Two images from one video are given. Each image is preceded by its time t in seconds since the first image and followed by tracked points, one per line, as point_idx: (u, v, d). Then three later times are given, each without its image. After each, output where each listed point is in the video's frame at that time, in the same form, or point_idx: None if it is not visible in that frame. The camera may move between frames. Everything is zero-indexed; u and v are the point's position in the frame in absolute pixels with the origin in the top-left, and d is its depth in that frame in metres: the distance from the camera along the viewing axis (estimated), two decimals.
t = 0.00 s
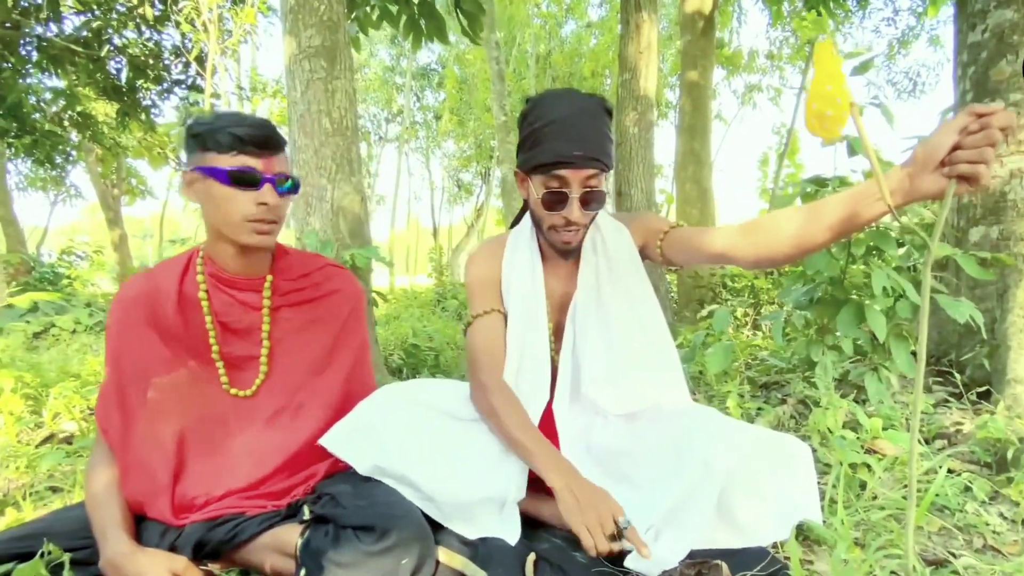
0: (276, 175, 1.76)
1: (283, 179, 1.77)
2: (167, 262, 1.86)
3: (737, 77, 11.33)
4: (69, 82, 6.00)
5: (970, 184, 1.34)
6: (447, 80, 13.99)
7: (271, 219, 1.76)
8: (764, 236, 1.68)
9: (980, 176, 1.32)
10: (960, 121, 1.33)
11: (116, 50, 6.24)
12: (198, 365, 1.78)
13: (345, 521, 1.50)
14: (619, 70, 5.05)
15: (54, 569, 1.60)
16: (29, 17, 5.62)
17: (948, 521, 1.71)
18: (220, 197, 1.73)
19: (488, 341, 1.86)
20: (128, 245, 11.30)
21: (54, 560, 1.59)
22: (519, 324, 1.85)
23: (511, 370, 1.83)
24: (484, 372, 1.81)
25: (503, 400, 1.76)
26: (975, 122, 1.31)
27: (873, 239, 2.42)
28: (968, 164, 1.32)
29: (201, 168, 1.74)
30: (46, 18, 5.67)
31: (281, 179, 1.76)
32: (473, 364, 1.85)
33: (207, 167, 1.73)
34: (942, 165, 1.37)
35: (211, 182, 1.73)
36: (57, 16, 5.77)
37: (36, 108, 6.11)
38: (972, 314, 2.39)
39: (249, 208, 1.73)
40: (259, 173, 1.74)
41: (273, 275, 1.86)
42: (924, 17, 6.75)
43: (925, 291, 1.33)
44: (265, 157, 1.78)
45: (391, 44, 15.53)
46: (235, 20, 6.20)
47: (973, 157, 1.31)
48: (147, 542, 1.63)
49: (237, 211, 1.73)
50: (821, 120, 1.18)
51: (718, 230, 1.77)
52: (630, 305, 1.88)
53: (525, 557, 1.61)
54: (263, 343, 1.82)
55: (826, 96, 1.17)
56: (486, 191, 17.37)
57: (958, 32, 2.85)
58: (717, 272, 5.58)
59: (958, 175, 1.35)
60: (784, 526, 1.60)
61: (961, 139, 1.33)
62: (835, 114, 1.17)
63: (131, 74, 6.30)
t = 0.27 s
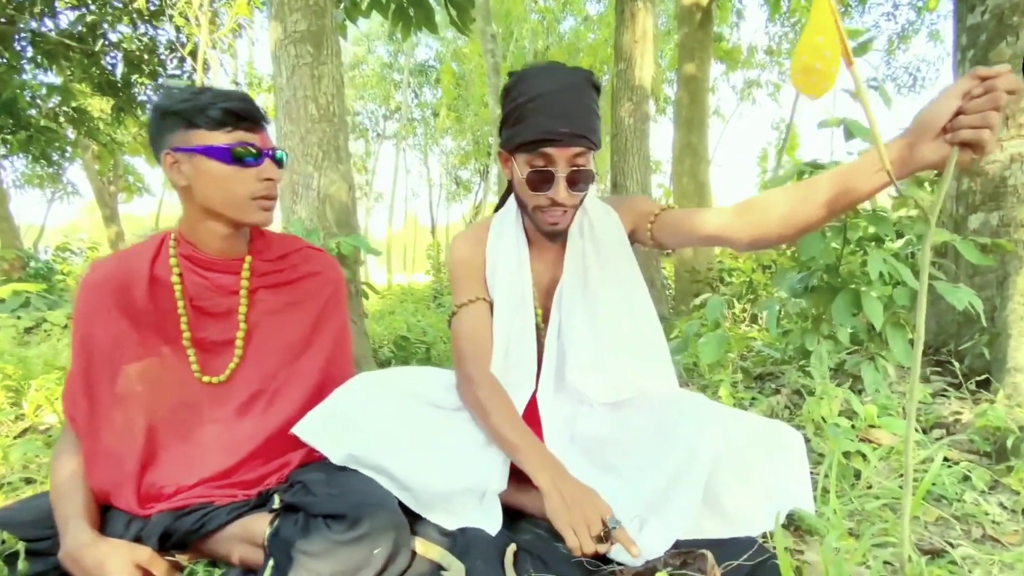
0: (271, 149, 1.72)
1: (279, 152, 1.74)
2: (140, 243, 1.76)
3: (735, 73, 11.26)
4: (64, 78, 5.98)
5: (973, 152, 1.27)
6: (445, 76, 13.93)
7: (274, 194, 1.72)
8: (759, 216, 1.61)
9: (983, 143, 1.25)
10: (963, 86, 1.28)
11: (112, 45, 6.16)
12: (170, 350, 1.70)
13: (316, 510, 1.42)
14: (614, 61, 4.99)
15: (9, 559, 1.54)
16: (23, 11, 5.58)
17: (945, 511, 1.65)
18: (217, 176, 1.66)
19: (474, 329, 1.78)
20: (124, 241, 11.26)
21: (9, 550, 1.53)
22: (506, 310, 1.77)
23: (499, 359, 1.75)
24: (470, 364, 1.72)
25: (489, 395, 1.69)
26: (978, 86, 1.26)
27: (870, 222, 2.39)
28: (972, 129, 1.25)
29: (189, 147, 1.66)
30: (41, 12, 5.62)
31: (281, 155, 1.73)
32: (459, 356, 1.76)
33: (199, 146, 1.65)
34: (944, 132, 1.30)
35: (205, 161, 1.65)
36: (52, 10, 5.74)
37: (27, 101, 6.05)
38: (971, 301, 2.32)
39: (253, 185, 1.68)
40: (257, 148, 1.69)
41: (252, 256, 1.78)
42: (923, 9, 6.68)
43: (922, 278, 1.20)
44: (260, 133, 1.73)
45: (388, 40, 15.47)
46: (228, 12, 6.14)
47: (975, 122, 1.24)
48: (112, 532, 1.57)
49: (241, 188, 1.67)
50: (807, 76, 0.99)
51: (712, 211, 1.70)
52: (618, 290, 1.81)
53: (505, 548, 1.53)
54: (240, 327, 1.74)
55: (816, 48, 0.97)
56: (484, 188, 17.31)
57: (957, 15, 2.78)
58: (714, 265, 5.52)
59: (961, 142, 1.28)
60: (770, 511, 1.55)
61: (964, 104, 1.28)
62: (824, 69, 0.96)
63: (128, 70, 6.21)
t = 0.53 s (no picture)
0: (248, 126, 1.63)
1: (257, 129, 1.64)
2: (117, 216, 1.71)
3: (734, 69, 11.21)
4: (59, 73, 5.72)
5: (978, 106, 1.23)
6: (442, 73, 13.87)
7: (249, 174, 1.63)
8: (754, 184, 1.55)
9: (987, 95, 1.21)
10: (966, 36, 1.23)
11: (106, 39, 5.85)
12: (143, 326, 1.64)
13: (289, 488, 1.37)
14: (610, 50, 4.93)
15: None
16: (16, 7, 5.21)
17: (945, 492, 1.59)
18: (189, 152, 1.58)
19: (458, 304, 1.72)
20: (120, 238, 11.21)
21: None
22: (492, 284, 1.71)
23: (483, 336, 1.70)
24: (447, 340, 1.68)
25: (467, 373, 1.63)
26: (982, 36, 1.21)
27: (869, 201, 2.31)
28: (975, 80, 1.20)
29: (162, 119, 1.58)
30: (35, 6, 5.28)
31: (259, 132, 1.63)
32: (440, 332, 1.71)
33: (172, 119, 1.57)
34: (946, 85, 1.25)
35: (177, 136, 1.57)
36: (46, 5, 5.40)
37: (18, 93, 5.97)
38: (971, 282, 2.27)
39: (226, 164, 1.60)
40: (233, 125, 1.60)
41: (232, 232, 1.70)
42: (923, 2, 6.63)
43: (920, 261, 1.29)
44: (236, 108, 1.63)
45: (386, 37, 15.40)
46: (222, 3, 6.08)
47: (979, 73, 1.20)
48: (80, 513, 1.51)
49: (213, 167, 1.59)
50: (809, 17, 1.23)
51: (706, 182, 1.64)
52: (608, 265, 1.75)
53: (489, 530, 1.47)
54: (220, 305, 1.67)
55: None
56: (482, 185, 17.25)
57: None
58: (712, 258, 5.44)
59: (964, 95, 1.24)
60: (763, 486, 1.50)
61: (968, 55, 1.23)
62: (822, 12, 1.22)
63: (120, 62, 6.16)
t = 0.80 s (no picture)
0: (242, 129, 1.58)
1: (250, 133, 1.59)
2: (111, 206, 1.68)
3: (733, 68, 11.19)
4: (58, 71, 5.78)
5: (983, 88, 1.22)
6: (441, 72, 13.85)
7: (239, 176, 1.60)
8: (750, 173, 1.53)
9: (993, 76, 1.21)
10: (971, 16, 1.23)
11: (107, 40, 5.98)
12: (134, 318, 1.61)
13: (277, 482, 1.34)
14: (608, 47, 4.91)
15: None
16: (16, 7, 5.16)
17: (946, 488, 1.57)
18: (179, 151, 1.56)
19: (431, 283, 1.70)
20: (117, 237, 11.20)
21: None
22: (483, 269, 1.71)
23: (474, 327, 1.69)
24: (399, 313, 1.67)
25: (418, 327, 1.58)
26: (988, 15, 1.21)
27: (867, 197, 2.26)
28: (981, 61, 1.20)
29: (154, 115, 1.55)
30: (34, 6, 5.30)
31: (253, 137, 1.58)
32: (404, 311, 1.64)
33: (163, 117, 1.55)
34: (951, 67, 1.25)
35: (166, 134, 1.55)
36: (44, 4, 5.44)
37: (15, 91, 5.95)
38: (971, 277, 2.24)
39: (213, 166, 1.57)
40: (225, 128, 1.56)
41: (230, 228, 1.68)
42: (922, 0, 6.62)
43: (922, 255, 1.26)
44: (230, 109, 1.58)
45: (385, 37, 15.39)
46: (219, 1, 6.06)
47: (985, 52, 1.19)
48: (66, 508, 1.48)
49: (201, 167, 1.56)
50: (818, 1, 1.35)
51: (702, 172, 1.62)
52: (603, 256, 1.73)
53: (481, 526, 1.46)
54: (216, 300, 1.65)
55: None
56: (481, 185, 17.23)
57: None
58: (710, 256, 5.42)
59: (969, 76, 1.23)
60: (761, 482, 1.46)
61: (973, 35, 1.22)
62: None
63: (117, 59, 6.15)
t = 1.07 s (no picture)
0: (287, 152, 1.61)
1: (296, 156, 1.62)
2: (140, 231, 1.71)
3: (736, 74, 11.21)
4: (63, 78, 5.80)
5: (995, 131, 1.23)
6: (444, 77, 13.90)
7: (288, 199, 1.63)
8: (761, 204, 1.56)
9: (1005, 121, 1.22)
10: (984, 59, 1.24)
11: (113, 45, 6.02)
12: (163, 343, 1.65)
13: (307, 511, 1.36)
14: (615, 59, 4.94)
15: None
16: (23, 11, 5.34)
17: (960, 512, 1.59)
18: (230, 180, 1.56)
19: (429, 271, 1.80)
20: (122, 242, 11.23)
21: None
22: (501, 292, 1.73)
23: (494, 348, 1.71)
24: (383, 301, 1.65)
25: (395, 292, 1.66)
26: (1002, 60, 1.22)
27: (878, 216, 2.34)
28: (994, 105, 1.21)
29: (199, 146, 1.54)
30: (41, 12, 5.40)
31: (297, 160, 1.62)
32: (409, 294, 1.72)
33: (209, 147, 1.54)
34: (963, 110, 1.26)
35: (215, 164, 1.53)
36: (52, 10, 5.53)
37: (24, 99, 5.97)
38: (981, 298, 2.27)
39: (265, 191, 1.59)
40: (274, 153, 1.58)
41: (259, 253, 1.70)
42: (926, 9, 6.65)
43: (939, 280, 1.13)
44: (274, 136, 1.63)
45: (389, 42, 15.45)
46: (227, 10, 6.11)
47: (998, 98, 1.21)
48: (95, 532, 1.51)
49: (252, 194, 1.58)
50: (807, 54, 1.03)
51: (716, 200, 1.64)
52: (619, 276, 1.76)
53: (503, 550, 1.50)
54: (245, 325, 1.68)
55: (817, 23, 1.01)
56: (484, 190, 17.28)
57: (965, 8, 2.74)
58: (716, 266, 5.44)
59: (982, 119, 1.24)
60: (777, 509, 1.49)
61: (987, 79, 1.23)
62: (824, 47, 1.01)
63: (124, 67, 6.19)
